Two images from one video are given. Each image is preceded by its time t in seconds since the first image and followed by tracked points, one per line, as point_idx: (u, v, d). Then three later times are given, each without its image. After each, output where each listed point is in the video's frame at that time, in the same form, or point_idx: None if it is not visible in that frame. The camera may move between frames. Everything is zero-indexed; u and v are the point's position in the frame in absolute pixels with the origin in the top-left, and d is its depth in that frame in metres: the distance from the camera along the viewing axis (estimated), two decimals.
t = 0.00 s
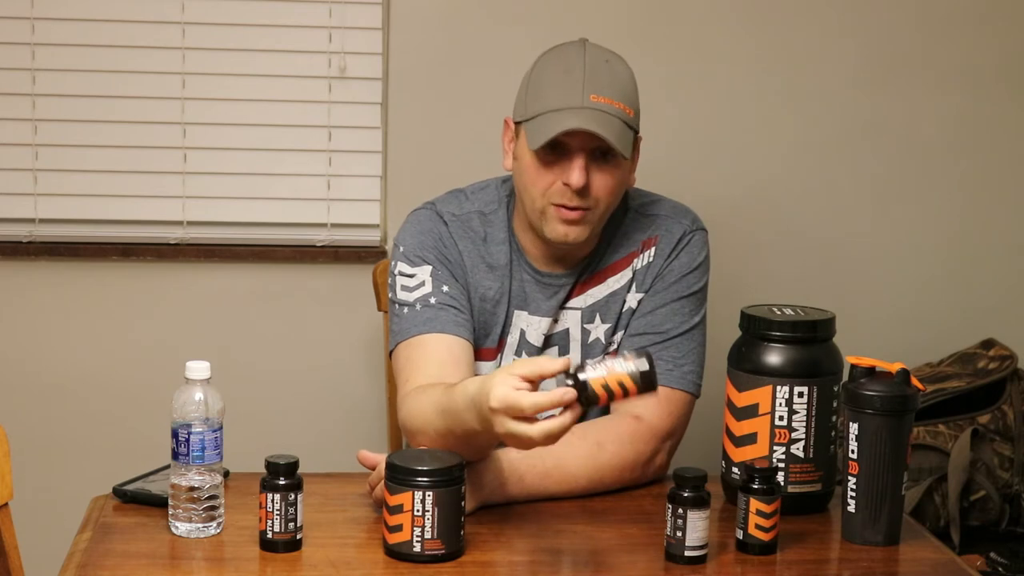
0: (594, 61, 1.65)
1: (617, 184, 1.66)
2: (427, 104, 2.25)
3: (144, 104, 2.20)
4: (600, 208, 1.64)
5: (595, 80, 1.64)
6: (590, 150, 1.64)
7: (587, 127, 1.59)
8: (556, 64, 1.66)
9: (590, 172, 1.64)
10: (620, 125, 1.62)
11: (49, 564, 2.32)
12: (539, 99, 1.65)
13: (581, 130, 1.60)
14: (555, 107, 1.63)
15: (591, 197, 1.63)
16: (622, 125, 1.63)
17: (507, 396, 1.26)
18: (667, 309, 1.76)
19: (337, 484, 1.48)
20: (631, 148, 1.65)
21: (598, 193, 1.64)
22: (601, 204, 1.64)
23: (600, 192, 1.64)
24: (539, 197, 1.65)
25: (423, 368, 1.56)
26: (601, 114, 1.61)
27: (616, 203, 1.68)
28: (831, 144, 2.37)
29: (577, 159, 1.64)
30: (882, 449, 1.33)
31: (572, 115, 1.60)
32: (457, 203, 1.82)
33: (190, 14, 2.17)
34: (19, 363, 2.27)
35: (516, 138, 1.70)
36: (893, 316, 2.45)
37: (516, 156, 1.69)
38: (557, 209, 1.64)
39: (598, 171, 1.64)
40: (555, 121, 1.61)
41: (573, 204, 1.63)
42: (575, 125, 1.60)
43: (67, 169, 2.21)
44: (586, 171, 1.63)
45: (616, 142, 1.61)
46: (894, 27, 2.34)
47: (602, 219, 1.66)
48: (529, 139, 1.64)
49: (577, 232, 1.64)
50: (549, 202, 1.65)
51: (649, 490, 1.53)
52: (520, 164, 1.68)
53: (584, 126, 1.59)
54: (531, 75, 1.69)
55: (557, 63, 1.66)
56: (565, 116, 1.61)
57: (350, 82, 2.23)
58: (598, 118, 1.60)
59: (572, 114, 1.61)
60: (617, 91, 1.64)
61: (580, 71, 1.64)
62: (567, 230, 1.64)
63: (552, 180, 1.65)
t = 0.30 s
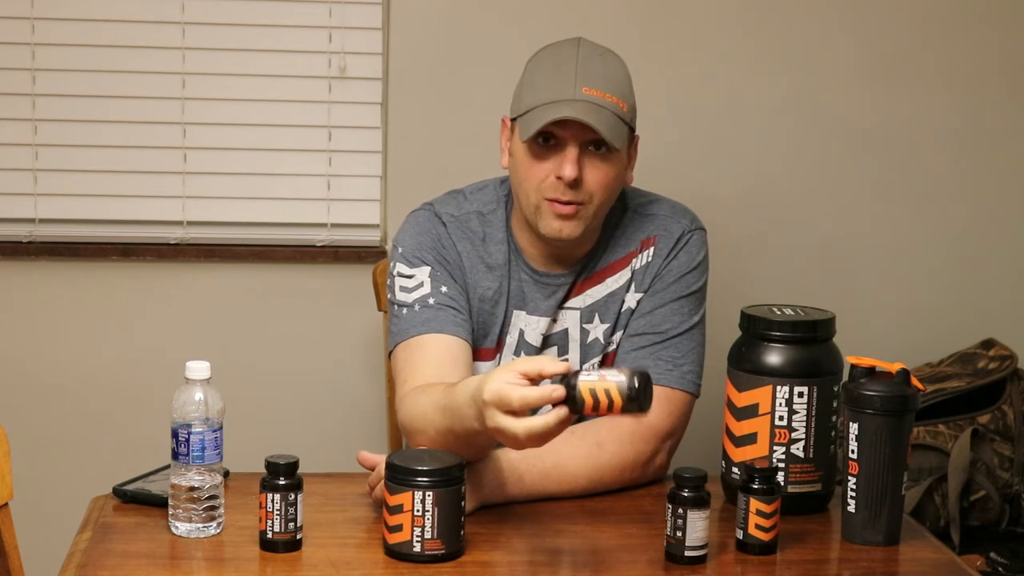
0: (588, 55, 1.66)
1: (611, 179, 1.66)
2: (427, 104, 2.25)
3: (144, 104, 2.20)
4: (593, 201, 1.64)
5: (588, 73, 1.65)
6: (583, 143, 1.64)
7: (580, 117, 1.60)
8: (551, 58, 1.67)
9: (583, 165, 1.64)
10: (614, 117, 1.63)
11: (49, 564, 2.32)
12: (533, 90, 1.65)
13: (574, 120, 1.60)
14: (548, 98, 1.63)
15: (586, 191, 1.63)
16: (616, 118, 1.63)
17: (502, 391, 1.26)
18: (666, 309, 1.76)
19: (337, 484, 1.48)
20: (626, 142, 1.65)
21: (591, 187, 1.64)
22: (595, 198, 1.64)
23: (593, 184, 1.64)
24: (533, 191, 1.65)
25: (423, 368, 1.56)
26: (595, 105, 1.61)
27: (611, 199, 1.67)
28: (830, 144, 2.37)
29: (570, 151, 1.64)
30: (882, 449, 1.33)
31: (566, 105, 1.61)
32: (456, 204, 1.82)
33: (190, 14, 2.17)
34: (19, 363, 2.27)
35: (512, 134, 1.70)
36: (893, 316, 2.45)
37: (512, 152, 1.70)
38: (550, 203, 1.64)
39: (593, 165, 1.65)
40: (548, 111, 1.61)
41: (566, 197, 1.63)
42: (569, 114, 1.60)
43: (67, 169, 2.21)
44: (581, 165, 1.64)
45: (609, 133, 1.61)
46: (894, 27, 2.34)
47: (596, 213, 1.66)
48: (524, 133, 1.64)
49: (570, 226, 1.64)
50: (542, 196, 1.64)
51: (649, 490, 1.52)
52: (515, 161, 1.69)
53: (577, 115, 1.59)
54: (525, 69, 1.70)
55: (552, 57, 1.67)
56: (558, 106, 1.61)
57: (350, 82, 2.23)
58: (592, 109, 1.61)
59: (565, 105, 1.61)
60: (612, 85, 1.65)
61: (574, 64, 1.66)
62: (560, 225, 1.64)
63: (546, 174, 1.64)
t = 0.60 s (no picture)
0: (591, 71, 1.63)
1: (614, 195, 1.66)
2: (427, 104, 2.25)
3: (144, 104, 2.20)
4: (599, 219, 1.65)
5: (592, 92, 1.63)
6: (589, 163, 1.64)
7: (586, 147, 1.58)
8: (554, 73, 1.64)
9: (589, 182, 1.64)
10: (619, 137, 1.62)
11: (49, 565, 2.32)
12: (539, 111, 1.64)
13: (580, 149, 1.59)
14: (554, 123, 1.62)
15: (590, 210, 1.64)
16: (621, 137, 1.62)
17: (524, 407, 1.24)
18: (666, 309, 1.76)
19: (337, 484, 1.48)
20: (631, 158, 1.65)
21: (596, 204, 1.64)
22: (600, 214, 1.65)
23: (599, 202, 1.64)
24: (537, 206, 1.66)
25: (424, 369, 1.56)
26: (601, 130, 1.60)
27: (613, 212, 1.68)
28: (830, 144, 2.37)
29: (574, 169, 1.63)
30: (882, 449, 1.33)
31: (571, 134, 1.59)
32: (454, 204, 1.82)
33: (190, 14, 2.17)
34: (18, 363, 2.27)
35: (515, 144, 1.69)
36: (893, 317, 2.45)
37: (516, 163, 1.69)
38: (555, 220, 1.64)
39: (597, 182, 1.64)
40: (554, 137, 1.61)
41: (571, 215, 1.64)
42: (576, 143, 1.59)
43: (67, 169, 2.21)
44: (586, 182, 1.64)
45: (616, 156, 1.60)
46: (894, 26, 2.34)
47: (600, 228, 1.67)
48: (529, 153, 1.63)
49: (575, 242, 1.65)
50: (547, 211, 1.65)
51: (649, 489, 1.52)
52: (518, 170, 1.68)
53: (584, 147, 1.58)
54: (528, 81, 1.68)
55: (555, 72, 1.64)
56: (564, 134, 1.60)
57: (350, 82, 2.23)
58: (598, 134, 1.60)
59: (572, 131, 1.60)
60: (616, 102, 1.63)
61: (577, 81, 1.63)
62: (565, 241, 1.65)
63: (550, 190, 1.65)
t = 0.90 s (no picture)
0: (597, 79, 1.61)
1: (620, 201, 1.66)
2: (427, 104, 2.25)
3: (144, 104, 2.20)
4: (607, 225, 1.66)
5: (599, 101, 1.61)
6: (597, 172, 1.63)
7: (597, 160, 1.58)
8: (559, 81, 1.63)
9: (596, 190, 1.63)
10: (627, 147, 1.61)
11: (49, 565, 2.32)
12: (546, 120, 1.63)
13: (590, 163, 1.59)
14: (562, 135, 1.61)
15: (598, 218, 1.64)
16: (629, 146, 1.62)
17: (586, 434, 1.26)
18: (666, 309, 1.76)
19: (337, 484, 1.48)
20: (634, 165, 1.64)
21: (603, 212, 1.64)
22: (608, 221, 1.66)
23: (606, 210, 1.64)
24: (544, 213, 1.66)
25: (427, 371, 1.56)
26: (611, 143, 1.60)
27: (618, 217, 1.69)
28: (830, 144, 2.37)
29: (580, 178, 1.63)
30: (882, 449, 1.33)
31: (580, 148, 1.59)
32: (456, 205, 1.82)
33: (190, 14, 2.17)
34: (18, 363, 2.27)
35: (519, 151, 1.69)
36: (892, 317, 2.45)
37: (520, 169, 1.68)
38: (562, 228, 1.65)
39: (602, 191, 1.64)
40: (565, 152, 1.60)
41: (579, 224, 1.64)
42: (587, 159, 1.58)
43: (67, 169, 2.21)
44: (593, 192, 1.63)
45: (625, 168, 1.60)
46: (894, 26, 2.34)
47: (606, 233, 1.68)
48: (536, 163, 1.63)
49: (582, 249, 1.66)
50: (556, 218, 1.65)
51: (649, 490, 1.52)
52: (523, 177, 1.68)
53: (596, 164, 1.58)
54: (534, 87, 1.66)
55: (560, 80, 1.62)
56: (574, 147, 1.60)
57: (350, 82, 2.23)
58: (608, 146, 1.59)
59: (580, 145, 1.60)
60: (624, 111, 1.63)
61: (583, 91, 1.61)
62: (572, 248, 1.66)
63: (558, 199, 1.65)
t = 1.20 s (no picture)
0: (607, 83, 1.61)
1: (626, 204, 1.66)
2: (426, 103, 2.25)
3: (144, 104, 2.20)
4: (612, 229, 1.67)
5: (609, 105, 1.61)
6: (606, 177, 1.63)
7: (608, 164, 1.58)
8: (570, 84, 1.62)
9: (606, 195, 1.63)
10: (636, 151, 1.61)
11: (49, 565, 2.32)
12: (556, 123, 1.63)
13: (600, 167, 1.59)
14: (572, 138, 1.61)
15: (605, 221, 1.64)
16: (638, 150, 1.62)
17: (591, 430, 1.27)
18: (667, 309, 1.76)
19: (337, 484, 1.48)
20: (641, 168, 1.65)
21: (610, 216, 1.65)
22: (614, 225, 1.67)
23: (614, 215, 1.65)
24: (552, 216, 1.66)
25: (427, 372, 1.56)
26: (621, 147, 1.60)
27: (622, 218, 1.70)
28: (831, 144, 2.37)
29: (591, 183, 1.62)
30: (882, 449, 1.33)
31: (590, 151, 1.59)
32: (456, 206, 1.82)
33: (190, 14, 2.17)
34: (18, 362, 2.27)
35: (527, 152, 1.69)
36: (893, 317, 2.45)
37: (527, 171, 1.68)
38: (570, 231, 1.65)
39: (611, 195, 1.64)
40: (575, 156, 1.60)
41: (587, 228, 1.65)
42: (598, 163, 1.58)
43: (67, 169, 2.21)
44: (602, 195, 1.63)
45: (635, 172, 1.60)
46: (894, 26, 2.34)
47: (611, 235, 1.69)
48: (546, 166, 1.63)
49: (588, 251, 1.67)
50: (563, 222, 1.65)
51: (650, 490, 1.53)
52: (531, 178, 1.67)
53: (608, 169, 1.58)
54: (543, 89, 1.65)
55: (570, 82, 1.62)
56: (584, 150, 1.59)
57: (350, 82, 2.23)
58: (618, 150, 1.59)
59: (590, 148, 1.59)
60: (633, 113, 1.62)
61: (594, 94, 1.61)
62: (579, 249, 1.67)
63: (567, 203, 1.65)
